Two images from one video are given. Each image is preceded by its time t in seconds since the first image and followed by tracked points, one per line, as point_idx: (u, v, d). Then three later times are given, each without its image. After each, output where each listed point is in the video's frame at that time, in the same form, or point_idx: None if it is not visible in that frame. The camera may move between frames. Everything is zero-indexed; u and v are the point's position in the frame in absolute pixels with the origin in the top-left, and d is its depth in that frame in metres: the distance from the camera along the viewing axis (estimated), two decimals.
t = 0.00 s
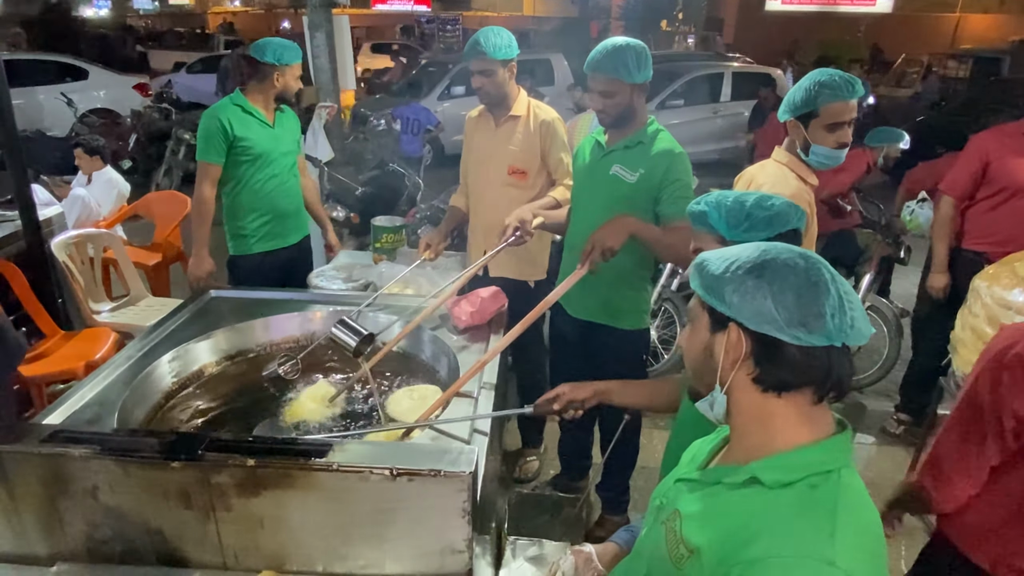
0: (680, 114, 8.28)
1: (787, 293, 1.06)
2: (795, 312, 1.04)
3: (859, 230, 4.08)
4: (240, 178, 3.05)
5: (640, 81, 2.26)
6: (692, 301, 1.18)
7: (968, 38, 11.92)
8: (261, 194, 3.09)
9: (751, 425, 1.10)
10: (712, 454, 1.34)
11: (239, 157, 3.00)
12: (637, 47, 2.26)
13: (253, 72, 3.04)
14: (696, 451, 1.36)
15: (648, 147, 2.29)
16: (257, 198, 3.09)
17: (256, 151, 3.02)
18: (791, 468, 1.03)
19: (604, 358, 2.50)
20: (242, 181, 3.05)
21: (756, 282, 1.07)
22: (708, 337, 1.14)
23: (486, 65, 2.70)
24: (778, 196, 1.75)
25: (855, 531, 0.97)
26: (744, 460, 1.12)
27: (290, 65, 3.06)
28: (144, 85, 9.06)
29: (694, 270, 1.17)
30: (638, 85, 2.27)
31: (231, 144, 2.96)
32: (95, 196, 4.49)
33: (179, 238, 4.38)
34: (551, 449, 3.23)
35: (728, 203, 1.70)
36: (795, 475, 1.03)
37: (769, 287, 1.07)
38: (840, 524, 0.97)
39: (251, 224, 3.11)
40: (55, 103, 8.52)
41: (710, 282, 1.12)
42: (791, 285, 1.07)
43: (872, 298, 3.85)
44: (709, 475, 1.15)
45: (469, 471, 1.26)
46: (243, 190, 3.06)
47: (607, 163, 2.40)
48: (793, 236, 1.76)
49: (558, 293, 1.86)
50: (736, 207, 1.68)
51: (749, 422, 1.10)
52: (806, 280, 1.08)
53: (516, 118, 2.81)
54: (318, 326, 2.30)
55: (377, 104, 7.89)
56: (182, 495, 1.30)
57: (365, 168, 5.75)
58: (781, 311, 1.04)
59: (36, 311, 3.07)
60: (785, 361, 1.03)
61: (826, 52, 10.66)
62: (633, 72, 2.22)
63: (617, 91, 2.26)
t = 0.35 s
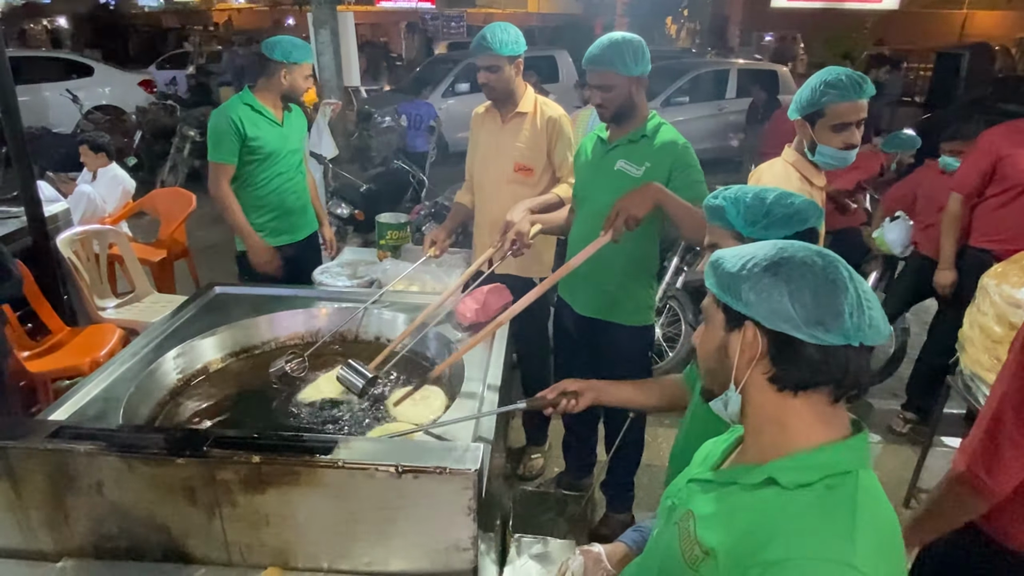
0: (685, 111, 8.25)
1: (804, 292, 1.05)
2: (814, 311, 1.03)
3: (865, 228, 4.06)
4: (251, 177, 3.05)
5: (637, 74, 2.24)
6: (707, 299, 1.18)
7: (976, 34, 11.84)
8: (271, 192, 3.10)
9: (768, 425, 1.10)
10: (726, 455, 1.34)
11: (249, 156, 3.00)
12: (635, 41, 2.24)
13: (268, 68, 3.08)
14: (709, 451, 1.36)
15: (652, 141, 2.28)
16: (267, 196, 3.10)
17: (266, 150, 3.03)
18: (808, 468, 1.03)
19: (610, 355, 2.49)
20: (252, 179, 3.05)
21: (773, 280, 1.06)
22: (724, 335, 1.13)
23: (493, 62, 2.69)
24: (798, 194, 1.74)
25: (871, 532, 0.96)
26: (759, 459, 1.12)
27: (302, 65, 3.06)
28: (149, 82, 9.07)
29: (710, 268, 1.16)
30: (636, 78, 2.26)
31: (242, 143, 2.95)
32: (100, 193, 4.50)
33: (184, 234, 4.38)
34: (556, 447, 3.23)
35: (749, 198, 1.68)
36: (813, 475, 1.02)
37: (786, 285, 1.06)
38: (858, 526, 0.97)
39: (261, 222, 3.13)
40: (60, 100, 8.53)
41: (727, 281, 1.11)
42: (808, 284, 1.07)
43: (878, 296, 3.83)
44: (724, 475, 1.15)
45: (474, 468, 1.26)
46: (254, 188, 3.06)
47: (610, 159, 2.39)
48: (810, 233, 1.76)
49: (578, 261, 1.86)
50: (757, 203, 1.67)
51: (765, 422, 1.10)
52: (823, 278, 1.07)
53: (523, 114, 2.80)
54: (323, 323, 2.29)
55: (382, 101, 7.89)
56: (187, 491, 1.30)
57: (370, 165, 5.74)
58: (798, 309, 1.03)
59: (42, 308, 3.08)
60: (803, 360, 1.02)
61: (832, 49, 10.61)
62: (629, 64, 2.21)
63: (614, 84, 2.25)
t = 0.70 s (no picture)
0: (689, 110, 8.23)
1: (824, 294, 1.05)
2: (833, 314, 1.03)
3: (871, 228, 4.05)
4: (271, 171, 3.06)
5: (629, 70, 2.23)
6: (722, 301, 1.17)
7: (982, 33, 11.76)
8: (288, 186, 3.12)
9: (782, 429, 1.09)
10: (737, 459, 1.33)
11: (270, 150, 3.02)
12: (625, 35, 2.23)
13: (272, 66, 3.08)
14: (720, 454, 1.35)
15: (649, 137, 2.28)
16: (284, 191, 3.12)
17: (285, 144, 3.06)
18: (825, 473, 1.02)
19: (617, 355, 2.48)
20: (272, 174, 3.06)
21: (792, 283, 1.06)
22: (739, 337, 1.13)
23: (499, 61, 2.69)
24: (805, 195, 1.73)
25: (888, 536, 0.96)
26: (774, 463, 1.11)
27: (308, 64, 3.03)
28: (154, 80, 9.10)
29: (725, 269, 1.16)
30: (628, 74, 2.25)
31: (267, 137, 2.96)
32: (106, 191, 4.51)
33: (190, 233, 4.39)
34: (561, 446, 3.23)
35: (756, 197, 1.65)
36: (830, 480, 1.01)
37: (805, 288, 1.05)
38: (875, 530, 0.96)
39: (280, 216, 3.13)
40: (66, 98, 8.56)
41: (744, 282, 1.10)
42: (827, 287, 1.06)
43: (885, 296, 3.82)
44: (737, 479, 1.14)
45: (478, 467, 1.26)
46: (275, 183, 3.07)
47: (609, 155, 2.39)
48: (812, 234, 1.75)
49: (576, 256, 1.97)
50: (765, 202, 1.64)
51: (779, 425, 1.09)
52: (842, 281, 1.07)
53: (529, 113, 2.80)
54: (329, 321, 2.30)
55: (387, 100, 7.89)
56: (193, 489, 1.30)
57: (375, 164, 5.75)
58: (818, 312, 1.03)
59: (48, 305, 3.10)
60: (822, 364, 1.02)
61: (837, 47, 10.57)
62: (620, 61, 2.20)
63: (607, 78, 2.25)
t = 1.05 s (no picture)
0: (695, 110, 8.21)
1: (831, 298, 1.05)
2: (840, 317, 1.03)
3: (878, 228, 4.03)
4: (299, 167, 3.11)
5: (619, 68, 2.24)
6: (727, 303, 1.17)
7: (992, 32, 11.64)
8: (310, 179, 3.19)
9: (788, 431, 1.09)
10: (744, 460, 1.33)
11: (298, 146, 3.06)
12: (610, 35, 2.24)
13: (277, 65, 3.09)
14: (726, 455, 1.36)
15: (643, 134, 2.28)
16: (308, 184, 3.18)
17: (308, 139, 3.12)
18: (832, 478, 1.02)
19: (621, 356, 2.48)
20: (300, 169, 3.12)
21: (798, 285, 1.06)
22: (745, 339, 1.13)
23: (503, 61, 2.69)
24: (804, 196, 1.73)
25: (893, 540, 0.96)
26: (780, 466, 1.11)
27: (305, 55, 3.04)
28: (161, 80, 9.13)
29: (733, 271, 1.16)
30: (618, 72, 2.26)
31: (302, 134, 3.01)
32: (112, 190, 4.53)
33: (196, 232, 4.41)
34: (565, 446, 3.23)
35: (755, 198, 1.65)
36: (837, 484, 1.01)
37: (812, 291, 1.05)
38: (881, 535, 0.96)
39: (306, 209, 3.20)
40: (73, 97, 8.61)
41: (751, 284, 1.10)
42: (836, 291, 1.06)
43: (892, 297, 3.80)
44: (744, 482, 1.14)
45: (482, 467, 1.26)
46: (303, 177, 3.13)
47: (606, 154, 2.39)
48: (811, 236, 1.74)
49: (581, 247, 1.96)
50: (764, 203, 1.64)
51: (785, 428, 1.09)
52: (851, 285, 1.07)
53: (533, 113, 2.80)
54: (333, 320, 2.30)
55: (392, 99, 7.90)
56: (198, 486, 1.31)
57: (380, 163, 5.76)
58: (824, 315, 1.03)
59: (55, 303, 3.11)
60: (827, 366, 1.02)
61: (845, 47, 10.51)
62: (610, 59, 2.21)
63: (597, 79, 2.26)
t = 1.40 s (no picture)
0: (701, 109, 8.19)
1: (826, 295, 1.04)
2: (834, 315, 1.02)
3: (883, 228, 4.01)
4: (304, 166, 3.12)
5: (609, 65, 2.25)
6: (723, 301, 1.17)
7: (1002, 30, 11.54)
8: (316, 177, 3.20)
9: (785, 428, 1.08)
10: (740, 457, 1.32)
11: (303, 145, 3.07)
12: (599, 34, 2.24)
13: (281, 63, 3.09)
14: (723, 453, 1.35)
15: (636, 130, 2.29)
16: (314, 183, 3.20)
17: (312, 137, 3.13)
18: (828, 475, 1.01)
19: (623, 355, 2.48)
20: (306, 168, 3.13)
21: (794, 283, 1.06)
22: (742, 337, 1.12)
23: (507, 60, 2.69)
24: (806, 195, 1.72)
25: (888, 539, 0.96)
26: (775, 464, 1.11)
27: (306, 54, 3.05)
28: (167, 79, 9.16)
29: (729, 268, 1.16)
30: (608, 69, 2.26)
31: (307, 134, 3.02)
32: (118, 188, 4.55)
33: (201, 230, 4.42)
34: (567, 444, 3.23)
35: (756, 198, 1.64)
36: (832, 482, 1.01)
37: (807, 288, 1.05)
38: (876, 532, 0.96)
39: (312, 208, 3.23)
40: (80, 96, 8.64)
41: (746, 282, 1.10)
42: (832, 288, 1.06)
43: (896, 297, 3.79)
44: (740, 479, 1.14)
45: (484, 465, 1.26)
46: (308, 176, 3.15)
47: (601, 152, 2.39)
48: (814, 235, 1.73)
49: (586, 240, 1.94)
50: (764, 203, 1.64)
51: (782, 425, 1.09)
52: (845, 281, 1.06)
53: (537, 112, 2.80)
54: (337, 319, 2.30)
55: (398, 98, 7.90)
56: (200, 483, 1.31)
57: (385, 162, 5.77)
58: (819, 313, 1.02)
59: (60, 300, 3.12)
60: (823, 364, 1.02)
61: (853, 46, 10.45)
62: (600, 56, 2.21)
63: (589, 77, 2.26)
